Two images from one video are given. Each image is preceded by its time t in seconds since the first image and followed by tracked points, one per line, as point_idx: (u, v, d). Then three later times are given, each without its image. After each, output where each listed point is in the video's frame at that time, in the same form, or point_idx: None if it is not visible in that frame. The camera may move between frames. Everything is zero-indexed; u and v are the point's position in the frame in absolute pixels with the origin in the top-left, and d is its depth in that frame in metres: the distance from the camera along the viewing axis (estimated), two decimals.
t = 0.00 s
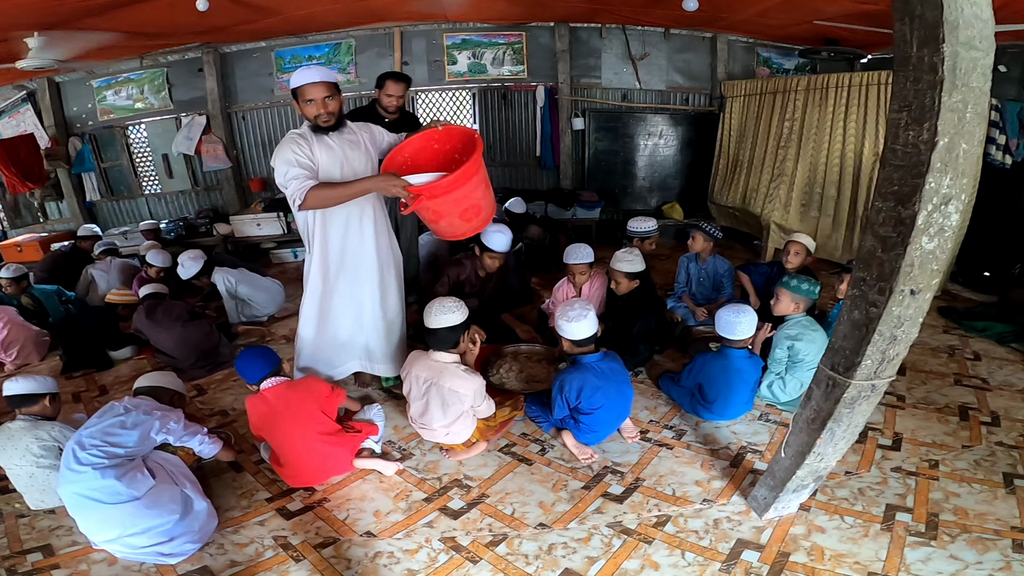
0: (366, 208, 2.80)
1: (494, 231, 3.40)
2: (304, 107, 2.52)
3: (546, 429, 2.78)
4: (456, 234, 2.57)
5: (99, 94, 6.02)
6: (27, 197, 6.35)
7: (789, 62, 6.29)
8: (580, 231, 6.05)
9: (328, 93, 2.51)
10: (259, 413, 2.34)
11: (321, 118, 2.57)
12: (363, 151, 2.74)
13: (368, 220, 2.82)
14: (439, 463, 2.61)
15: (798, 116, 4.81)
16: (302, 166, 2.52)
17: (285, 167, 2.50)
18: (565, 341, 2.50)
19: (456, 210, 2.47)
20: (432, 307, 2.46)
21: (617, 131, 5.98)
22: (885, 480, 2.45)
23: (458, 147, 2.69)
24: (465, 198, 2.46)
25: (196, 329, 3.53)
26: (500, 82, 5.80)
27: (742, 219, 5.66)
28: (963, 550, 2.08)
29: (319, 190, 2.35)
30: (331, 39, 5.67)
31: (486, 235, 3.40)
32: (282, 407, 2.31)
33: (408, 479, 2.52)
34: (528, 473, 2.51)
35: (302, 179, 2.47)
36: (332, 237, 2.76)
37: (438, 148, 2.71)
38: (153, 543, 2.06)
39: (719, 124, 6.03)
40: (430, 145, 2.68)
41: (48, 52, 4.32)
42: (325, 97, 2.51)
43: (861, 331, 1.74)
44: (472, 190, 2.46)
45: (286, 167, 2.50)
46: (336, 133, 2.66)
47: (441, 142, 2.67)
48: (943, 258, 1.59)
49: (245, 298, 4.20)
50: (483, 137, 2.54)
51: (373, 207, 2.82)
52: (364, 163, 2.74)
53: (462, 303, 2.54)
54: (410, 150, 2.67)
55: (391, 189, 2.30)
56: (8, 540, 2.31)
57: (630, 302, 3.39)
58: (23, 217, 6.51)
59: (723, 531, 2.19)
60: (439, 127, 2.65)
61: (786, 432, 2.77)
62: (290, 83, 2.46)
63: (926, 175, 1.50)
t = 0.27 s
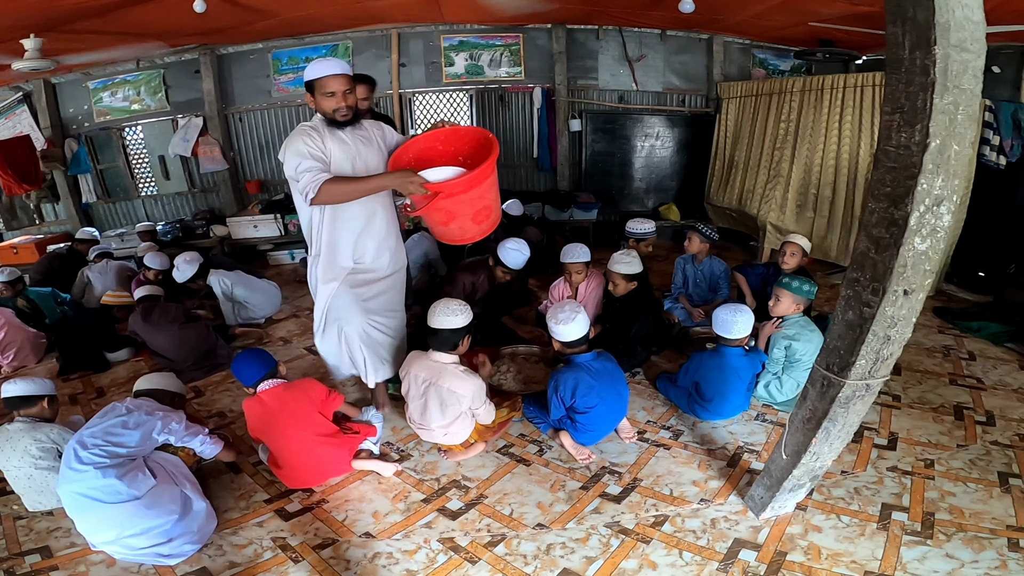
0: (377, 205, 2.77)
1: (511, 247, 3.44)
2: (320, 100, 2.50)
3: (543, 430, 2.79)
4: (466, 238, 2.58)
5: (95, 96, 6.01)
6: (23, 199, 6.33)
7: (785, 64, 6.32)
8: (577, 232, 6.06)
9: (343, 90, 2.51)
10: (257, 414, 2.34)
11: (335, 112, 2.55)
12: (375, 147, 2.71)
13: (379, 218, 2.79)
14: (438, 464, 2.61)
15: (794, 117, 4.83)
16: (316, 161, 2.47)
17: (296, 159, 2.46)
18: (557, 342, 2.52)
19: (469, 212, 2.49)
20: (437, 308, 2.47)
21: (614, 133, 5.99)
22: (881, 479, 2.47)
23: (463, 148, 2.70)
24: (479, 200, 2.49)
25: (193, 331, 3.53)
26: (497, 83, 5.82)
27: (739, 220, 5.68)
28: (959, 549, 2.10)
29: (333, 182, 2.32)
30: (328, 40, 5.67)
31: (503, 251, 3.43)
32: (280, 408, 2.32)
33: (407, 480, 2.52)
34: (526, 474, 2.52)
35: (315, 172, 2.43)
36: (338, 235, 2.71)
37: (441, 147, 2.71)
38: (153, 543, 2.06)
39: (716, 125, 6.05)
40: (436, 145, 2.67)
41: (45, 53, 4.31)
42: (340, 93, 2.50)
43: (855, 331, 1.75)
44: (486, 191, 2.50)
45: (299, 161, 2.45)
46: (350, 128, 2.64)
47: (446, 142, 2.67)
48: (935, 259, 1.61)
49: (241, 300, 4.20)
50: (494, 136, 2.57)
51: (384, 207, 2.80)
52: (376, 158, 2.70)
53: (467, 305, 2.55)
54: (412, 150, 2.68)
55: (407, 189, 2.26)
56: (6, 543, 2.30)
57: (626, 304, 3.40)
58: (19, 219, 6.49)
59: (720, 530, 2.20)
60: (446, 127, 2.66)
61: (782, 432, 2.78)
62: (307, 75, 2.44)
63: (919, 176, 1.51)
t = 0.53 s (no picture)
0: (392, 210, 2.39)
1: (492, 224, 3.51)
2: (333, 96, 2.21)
3: (545, 425, 2.81)
4: (487, 233, 2.39)
5: (93, 96, 6.01)
6: (22, 200, 6.34)
7: (783, 60, 6.34)
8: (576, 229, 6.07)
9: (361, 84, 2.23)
10: (261, 410, 2.38)
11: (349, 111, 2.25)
12: (389, 146, 2.42)
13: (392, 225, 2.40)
14: (439, 459, 2.63)
15: (791, 114, 4.85)
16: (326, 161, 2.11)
17: (307, 160, 2.10)
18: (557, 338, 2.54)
19: (492, 205, 2.29)
20: (441, 305, 2.48)
21: (613, 130, 5.99)
22: (880, 473, 2.49)
23: (474, 138, 2.54)
24: (502, 192, 2.29)
25: (194, 330, 3.55)
26: (495, 81, 5.82)
27: (737, 216, 5.71)
28: (957, 542, 2.12)
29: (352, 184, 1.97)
30: (326, 39, 5.67)
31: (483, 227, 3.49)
32: (284, 404, 2.36)
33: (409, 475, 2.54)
34: (527, 469, 2.54)
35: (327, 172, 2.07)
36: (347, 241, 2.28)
37: (450, 140, 2.54)
38: (159, 541, 2.08)
39: (713, 122, 6.07)
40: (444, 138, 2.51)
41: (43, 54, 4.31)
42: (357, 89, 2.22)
43: (851, 324, 1.77)
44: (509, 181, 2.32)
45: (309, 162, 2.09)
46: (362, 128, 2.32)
47: (456, 134, 2.51)
48: (929, 252, 1.63)
49: (241, 299, 4.21)
50: (508, 124, 2.41)
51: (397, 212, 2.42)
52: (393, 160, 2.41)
53: (472, 302, 2.55)
54: (422, 144, 2.48)
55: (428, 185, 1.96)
56: (12, 541, 2.32)
57: (626, 300, 3.42)
58: (18, 219, 6.47)
59: (720, 524, 2.22)
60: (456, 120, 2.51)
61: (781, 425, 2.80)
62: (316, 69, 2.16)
63: (912, 170, 1.53)
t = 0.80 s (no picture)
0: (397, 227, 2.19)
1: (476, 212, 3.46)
2: (348, 90, 2.00)
3: (544, 419, 2.82)
4: (515, 249, 2.09)
5: (90, 94, 6.00)
6: (20, 198, 6.32)
7: (780, 57, 6.35)
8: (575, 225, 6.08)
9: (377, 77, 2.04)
10: (262, 405, 2.40)
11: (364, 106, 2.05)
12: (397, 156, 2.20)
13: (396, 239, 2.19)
14: (440, 453, 2.64)
15: (788, 111, 4.86)
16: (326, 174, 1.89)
17: (299, 178, 1.91)
18: (558, 330, 2.57)
19: (517, 219, 2.02)
20: (446, 300, 2.52)
21: (611, 126, 6.05)
22: (877, 466, 2.51)
23: (488, 141, 2.36)
24: (527, 203, 2.05)
25: (194, 327, 3.56)
26: (493, 78, 5.82)
27: (735, 212, 5.72)
28: (954, 535, 2.14)
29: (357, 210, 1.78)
30: (323, 36, 5.66)
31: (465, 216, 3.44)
32: (284, 398, 2.39)
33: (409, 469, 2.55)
34: (527, 463, 2.55)
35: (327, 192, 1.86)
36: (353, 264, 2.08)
37: (461, 145, 2.34)
38: (162, 535, 2.09)
39: (711, 118, 6.08)
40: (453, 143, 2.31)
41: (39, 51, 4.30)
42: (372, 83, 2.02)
43: (847, 316, 1.78)
44: (534, 189, 2.07)
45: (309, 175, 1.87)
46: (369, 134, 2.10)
47: (467, 137, 2.32)
48: (923, 244, 1.63)
49: (240, 296, 4.23)
50: (526, 122, 2.22)
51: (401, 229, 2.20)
52: (399, 174, 2.19)
53: (477, 299, 2.57)
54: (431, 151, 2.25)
55: (439, 205, 1.79)
56: (14, 538, 2.32)
57: (625, 294, 3.44)
58: (15, 217, 6.41)
59: (719, 516, 2.24)
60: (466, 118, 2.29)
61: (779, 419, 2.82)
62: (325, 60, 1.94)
63: (905, 164, 1.54)
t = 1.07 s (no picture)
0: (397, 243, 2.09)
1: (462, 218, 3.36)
2: (362, 68, 1.85)
3: (541, 418, 2.83)
4: (551, 280, 1.87)
5: (88, 95, 6.00)
6: (18, 200, 6.32)
7: (778, 56, 6.36)
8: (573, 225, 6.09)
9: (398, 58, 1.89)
10: (259, 406, 2.43)
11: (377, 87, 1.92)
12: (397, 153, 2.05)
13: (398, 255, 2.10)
14: (437, 453, 2.65)
15: (786, 110, 4.87)
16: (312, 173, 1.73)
17: (280, 169, 1.71)
18: (555, 330, 2.58)
19: (545, 241, 1.78)
20: (450, 298, 2.54)
21: (609, 126, 6.07)
22: (873, 465, 2.52)
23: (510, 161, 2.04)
24: (554, 217, 1.76)
25: (193, 327, 3.56)
26: (491, 78, 5.83)
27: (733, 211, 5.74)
28: (950, 534, 2.14)
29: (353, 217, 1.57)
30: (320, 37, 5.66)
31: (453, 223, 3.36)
32: (281, 400, 2.38)
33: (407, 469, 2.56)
34: (524, 462, 2.56)
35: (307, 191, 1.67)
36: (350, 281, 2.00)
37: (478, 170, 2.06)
38: (160, 536, 2.10)
39: (709, 118, 6.08)
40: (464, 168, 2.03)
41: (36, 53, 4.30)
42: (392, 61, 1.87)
43: (840, 315, 1.79)
44: (558, 203, 1.76)
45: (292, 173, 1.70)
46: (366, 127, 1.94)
47: (483, 160, 2.03)
48: (914, 242, 1.66)
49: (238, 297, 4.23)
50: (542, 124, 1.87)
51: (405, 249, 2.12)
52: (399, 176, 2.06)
53: (480, 298, 2.59)
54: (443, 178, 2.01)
55: (436, 226, 1.50)
56: (14, 538, 2.33)
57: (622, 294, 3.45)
58: (13, 219, 6.45)
59: (715, 516, 2.24)
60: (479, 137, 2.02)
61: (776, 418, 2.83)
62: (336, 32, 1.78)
63: (896, 163, 1.55)
